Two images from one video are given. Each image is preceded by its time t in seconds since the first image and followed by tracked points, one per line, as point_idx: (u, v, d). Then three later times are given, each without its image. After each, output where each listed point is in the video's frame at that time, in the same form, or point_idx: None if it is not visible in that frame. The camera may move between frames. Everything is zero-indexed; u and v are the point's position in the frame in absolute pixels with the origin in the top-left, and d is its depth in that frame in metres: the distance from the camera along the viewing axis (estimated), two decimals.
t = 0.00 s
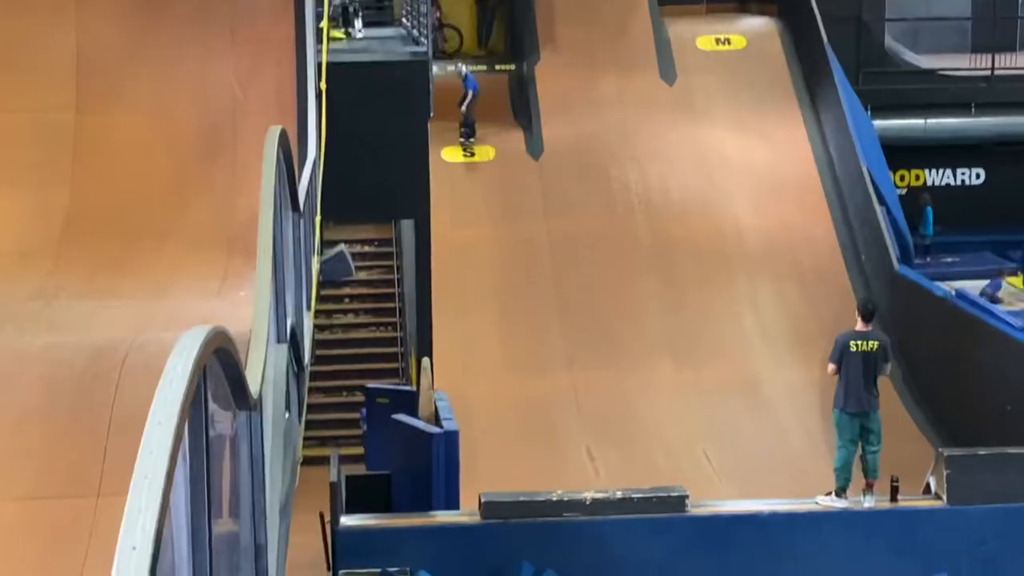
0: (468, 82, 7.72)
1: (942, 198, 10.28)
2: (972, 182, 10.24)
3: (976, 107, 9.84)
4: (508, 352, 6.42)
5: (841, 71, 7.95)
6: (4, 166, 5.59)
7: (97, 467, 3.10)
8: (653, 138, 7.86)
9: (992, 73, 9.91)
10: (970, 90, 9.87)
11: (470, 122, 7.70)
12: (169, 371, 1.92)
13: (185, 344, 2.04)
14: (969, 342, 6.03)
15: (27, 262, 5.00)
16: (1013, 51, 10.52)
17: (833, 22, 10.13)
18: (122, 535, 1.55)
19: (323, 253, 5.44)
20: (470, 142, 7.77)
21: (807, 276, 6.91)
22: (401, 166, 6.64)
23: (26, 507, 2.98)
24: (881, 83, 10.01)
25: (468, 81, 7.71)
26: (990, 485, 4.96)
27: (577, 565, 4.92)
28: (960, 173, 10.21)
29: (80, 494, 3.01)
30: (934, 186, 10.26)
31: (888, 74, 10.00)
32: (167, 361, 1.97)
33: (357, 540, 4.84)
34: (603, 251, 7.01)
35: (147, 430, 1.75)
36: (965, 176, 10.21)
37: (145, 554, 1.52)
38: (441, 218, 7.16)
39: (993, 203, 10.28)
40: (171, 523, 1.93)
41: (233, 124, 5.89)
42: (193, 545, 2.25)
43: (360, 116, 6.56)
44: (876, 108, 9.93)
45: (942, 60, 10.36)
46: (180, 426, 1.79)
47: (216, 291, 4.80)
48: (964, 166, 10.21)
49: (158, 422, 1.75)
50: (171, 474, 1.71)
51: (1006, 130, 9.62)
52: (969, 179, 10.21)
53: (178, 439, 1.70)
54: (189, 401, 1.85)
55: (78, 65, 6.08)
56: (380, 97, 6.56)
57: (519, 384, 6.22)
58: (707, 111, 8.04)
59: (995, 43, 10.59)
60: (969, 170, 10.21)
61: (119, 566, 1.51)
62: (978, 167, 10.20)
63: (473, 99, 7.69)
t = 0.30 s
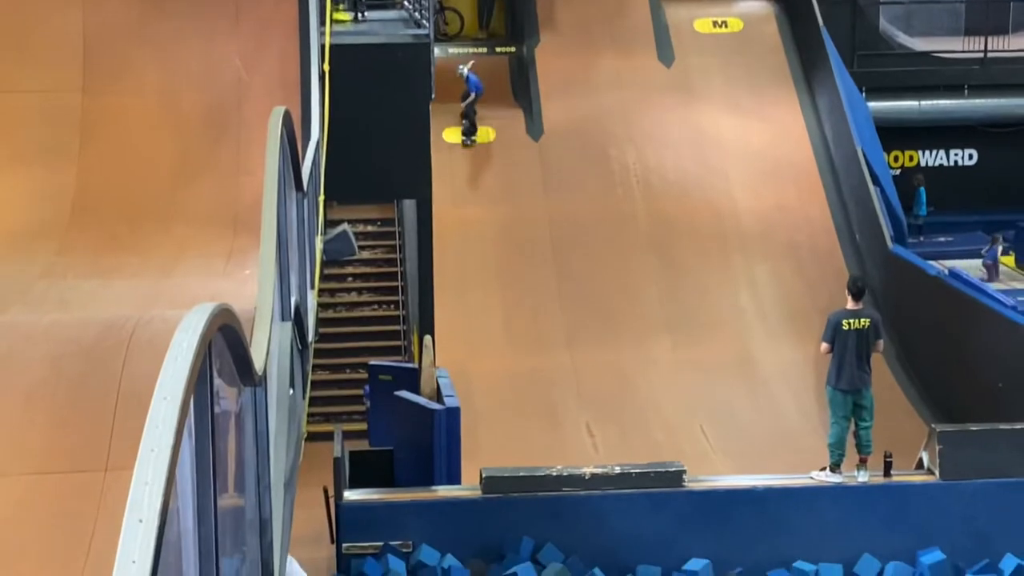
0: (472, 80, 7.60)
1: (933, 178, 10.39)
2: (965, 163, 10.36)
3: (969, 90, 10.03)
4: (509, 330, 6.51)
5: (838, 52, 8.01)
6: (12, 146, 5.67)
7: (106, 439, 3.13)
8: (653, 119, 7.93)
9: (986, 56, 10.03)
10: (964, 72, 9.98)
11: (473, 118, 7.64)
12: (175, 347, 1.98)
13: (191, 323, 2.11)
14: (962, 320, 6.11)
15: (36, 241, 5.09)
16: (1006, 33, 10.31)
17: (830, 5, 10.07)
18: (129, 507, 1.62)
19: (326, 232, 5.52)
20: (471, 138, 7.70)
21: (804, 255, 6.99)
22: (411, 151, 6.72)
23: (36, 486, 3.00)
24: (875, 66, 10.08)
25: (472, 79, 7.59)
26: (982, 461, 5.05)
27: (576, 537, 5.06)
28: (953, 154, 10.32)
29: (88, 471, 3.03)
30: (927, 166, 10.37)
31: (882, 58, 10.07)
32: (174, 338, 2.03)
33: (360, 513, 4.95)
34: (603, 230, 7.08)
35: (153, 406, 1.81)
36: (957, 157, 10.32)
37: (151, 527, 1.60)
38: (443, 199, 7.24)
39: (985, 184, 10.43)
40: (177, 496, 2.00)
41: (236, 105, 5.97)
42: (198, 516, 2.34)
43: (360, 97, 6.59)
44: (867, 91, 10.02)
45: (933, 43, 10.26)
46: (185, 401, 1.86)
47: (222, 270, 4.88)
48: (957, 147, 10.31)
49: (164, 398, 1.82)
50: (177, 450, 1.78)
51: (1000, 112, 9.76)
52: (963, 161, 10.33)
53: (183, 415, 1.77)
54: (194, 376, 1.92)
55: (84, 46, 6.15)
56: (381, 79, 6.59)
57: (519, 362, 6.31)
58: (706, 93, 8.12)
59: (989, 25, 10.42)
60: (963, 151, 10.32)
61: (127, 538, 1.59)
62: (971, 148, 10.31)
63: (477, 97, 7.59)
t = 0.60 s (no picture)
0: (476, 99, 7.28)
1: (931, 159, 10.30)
2: (963, 143, 10.35)
3: (967, 71, 10.08)
4: (510, 309, 6.54)
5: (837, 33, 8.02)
6: (16, 127, 5.71)
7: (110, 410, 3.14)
8: (654, 101, 7.95)
9: (984, 36, 10.01)
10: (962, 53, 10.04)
11: (477, 136, 7.36)
12: (178, 327, 2.02)
13: (194, 302, 2.14)
14: (961, 300, 6.14)
15: (40, 220, 5.13)
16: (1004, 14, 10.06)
17: None
18: (133, 486, 1.66)
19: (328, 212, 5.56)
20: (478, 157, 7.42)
21: (804, 236, 7.01)
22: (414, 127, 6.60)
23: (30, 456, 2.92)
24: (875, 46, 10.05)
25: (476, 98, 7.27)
26: (979, 438, 5.08)
27: (576, 514, 5.12)
28: (952, 134, 10.31)
29: (94, 430, 2.98)
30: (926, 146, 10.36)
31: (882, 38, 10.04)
32: (176, 317, 2.07)
33: (363, 490, 5.01)
34: (604, 211, 7.11)
35: (156, 385, 1.84)
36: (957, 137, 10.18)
37: (155, 506, 1.63)
38: (444, 180, 7.27)
39: (983, 165, 10.42)
40: (180, 474, 2.04)
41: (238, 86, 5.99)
42: (200, 492, 2.39)
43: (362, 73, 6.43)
44: (867, 72, 10.06)
45: (931, 24, 10.08)
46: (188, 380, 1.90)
47: (225, 249, 4.92)
48: (956, 127, 10.31)
49: (166, 377, 1.85)
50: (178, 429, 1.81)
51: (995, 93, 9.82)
52: (961, 141, 10.32)
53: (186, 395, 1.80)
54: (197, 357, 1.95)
55: (87, 27, 6.19)
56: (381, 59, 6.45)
57: (520, 341, 6.35)
58: (706, 74, 8.15)
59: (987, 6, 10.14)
60: (961, 131, 10.31)
61: (130, 516, 1.63)
62: (970, 128, 10.30)
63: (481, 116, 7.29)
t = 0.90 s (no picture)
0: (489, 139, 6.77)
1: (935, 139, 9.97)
2: (971, 123, 10.32)
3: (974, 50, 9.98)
4: (515, 288, 6.55)
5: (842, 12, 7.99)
6: (23, 105, 5.73)
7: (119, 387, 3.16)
8: (659, 82, 7.95)
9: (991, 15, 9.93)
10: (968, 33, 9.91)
11: (492, 177, 6.92)
12: (181, 307, 1.93)
13: (197, 280, 2.07)
14: (966, 281, 6.12)
15: (47, 198, 5.15)
16: None
17: None
18: (137, 461, 1.53)
19: (332, 191, 5.56)
20: (495, 197, 7.00)
21: (809, 215, 7.00)
22: (418, 114, 6.26)
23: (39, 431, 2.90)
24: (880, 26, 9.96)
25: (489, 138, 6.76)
26: (983, 418, 5.08)
27: (581, 493, 5.13)
28: (959, 113, 10.29)
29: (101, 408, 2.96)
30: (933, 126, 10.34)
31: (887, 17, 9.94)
32: (179, 297, 2.00)
33: (369, 469, 5.03)
34: (609, 190, 7.10)
35: (161, 363, 1.73)
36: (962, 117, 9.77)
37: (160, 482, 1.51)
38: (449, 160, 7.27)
39: (991, 145, 10.39)
40: (184, 453, 1.97)
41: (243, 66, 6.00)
42: (204, 473, 2.32)
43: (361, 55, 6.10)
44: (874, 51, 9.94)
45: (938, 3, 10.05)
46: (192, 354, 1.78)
47: (230, 228, 4.93)
48: (963, 107, 10.28)
49: (171, 353, 1.73)
50: (182, 406, 1.69)
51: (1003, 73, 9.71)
52: (968, 120, 10.30)
53: (191, 365, 1.68)
54: (199, 333, 1.82)
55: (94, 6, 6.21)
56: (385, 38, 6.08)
57: (526, 320, 6.35)
58: (710, 54, 8.16)
59: None
60: (968, 110, 10.28)
61: (132, 495, 1.51)
62: (977, 107, 10.27)
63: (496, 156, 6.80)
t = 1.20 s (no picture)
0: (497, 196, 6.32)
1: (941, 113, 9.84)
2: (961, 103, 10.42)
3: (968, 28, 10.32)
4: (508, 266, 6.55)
5: None
6: (15, 80, 5.72)
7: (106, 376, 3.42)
8: (653, 61, 7.95)
9: None
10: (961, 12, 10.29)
11: (502, 238, 6.46)
12: (170, 283, 1.95)
13: (187, 255, 2.08)
14: (959, 262, 6.13)
15: (39, 173, 5.14)
16: None
17: None
18: (125, 438, 1.58)
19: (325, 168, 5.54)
20: (506, 258, 6.55)
21: (802, 195, 7.00)
22: (413, 86, 6.11)
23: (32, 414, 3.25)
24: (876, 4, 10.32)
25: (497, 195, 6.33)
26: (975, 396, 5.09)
27: (573, 470, 5.15)
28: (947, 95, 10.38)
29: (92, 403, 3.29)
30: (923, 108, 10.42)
31: None
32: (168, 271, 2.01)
33: (362, 446, 5.03)
34: (602, 168, 7.11)
35: (149, 341, 1.77)
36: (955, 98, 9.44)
37: (147, 457, 1.57)
38: (443, 136, 7.26)
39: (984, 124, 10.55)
40: (173, 429, 2.02)
41: (237, 42, 6.00)
42: (196, 447, 2.36)
43: (357, 27, 6.05)
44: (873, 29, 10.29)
45: None
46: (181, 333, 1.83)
47: (223, 205, 4.94)
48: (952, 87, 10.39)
49: (160, 331, 1.79)
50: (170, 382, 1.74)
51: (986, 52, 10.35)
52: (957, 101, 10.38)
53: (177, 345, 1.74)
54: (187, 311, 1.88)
55: None
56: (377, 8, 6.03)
57: (518, 298, 6.37)
58: (705, 34, 8.17)
59: None
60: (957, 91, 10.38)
61: (120, 469, 1.56)
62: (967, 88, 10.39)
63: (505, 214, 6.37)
